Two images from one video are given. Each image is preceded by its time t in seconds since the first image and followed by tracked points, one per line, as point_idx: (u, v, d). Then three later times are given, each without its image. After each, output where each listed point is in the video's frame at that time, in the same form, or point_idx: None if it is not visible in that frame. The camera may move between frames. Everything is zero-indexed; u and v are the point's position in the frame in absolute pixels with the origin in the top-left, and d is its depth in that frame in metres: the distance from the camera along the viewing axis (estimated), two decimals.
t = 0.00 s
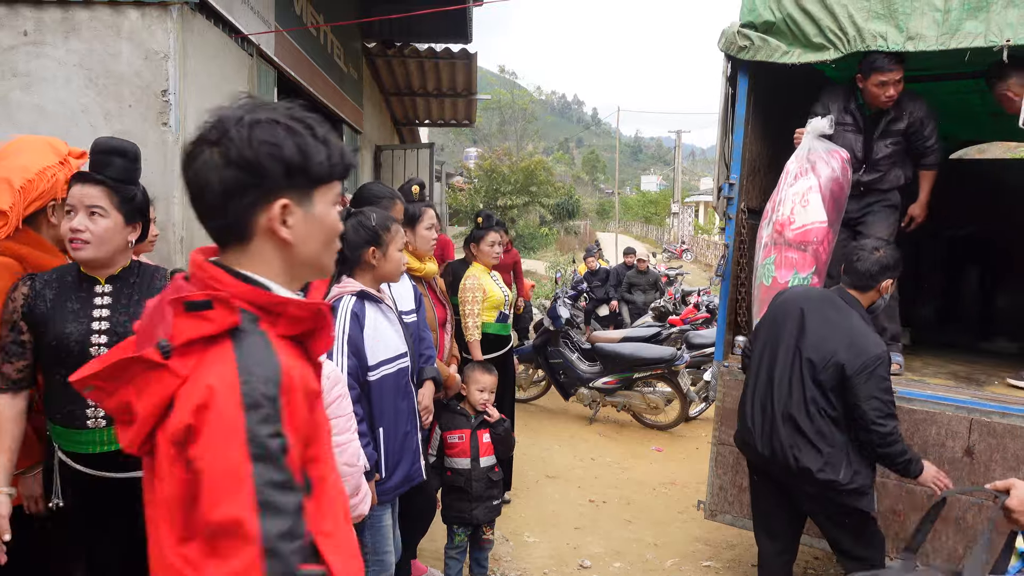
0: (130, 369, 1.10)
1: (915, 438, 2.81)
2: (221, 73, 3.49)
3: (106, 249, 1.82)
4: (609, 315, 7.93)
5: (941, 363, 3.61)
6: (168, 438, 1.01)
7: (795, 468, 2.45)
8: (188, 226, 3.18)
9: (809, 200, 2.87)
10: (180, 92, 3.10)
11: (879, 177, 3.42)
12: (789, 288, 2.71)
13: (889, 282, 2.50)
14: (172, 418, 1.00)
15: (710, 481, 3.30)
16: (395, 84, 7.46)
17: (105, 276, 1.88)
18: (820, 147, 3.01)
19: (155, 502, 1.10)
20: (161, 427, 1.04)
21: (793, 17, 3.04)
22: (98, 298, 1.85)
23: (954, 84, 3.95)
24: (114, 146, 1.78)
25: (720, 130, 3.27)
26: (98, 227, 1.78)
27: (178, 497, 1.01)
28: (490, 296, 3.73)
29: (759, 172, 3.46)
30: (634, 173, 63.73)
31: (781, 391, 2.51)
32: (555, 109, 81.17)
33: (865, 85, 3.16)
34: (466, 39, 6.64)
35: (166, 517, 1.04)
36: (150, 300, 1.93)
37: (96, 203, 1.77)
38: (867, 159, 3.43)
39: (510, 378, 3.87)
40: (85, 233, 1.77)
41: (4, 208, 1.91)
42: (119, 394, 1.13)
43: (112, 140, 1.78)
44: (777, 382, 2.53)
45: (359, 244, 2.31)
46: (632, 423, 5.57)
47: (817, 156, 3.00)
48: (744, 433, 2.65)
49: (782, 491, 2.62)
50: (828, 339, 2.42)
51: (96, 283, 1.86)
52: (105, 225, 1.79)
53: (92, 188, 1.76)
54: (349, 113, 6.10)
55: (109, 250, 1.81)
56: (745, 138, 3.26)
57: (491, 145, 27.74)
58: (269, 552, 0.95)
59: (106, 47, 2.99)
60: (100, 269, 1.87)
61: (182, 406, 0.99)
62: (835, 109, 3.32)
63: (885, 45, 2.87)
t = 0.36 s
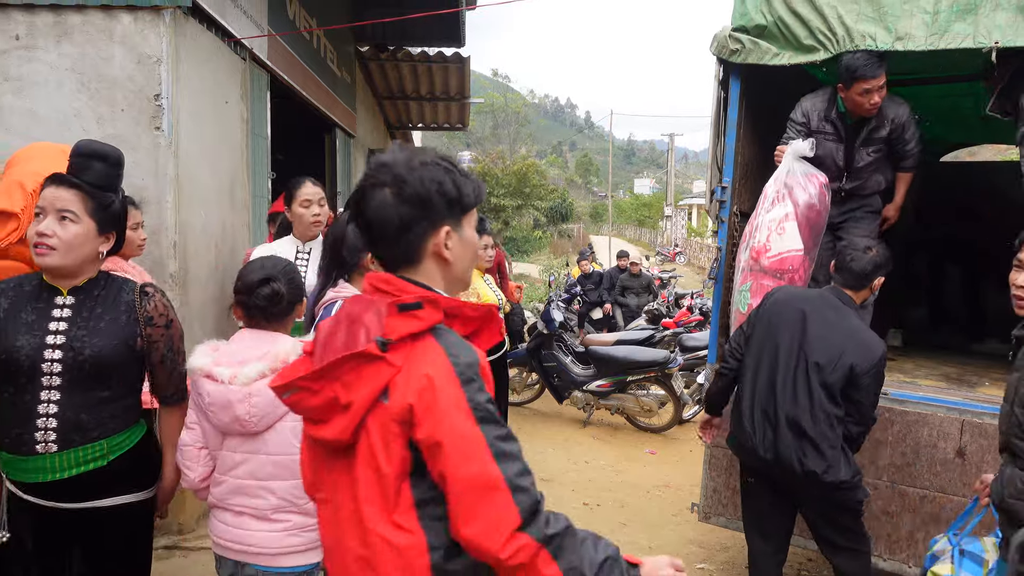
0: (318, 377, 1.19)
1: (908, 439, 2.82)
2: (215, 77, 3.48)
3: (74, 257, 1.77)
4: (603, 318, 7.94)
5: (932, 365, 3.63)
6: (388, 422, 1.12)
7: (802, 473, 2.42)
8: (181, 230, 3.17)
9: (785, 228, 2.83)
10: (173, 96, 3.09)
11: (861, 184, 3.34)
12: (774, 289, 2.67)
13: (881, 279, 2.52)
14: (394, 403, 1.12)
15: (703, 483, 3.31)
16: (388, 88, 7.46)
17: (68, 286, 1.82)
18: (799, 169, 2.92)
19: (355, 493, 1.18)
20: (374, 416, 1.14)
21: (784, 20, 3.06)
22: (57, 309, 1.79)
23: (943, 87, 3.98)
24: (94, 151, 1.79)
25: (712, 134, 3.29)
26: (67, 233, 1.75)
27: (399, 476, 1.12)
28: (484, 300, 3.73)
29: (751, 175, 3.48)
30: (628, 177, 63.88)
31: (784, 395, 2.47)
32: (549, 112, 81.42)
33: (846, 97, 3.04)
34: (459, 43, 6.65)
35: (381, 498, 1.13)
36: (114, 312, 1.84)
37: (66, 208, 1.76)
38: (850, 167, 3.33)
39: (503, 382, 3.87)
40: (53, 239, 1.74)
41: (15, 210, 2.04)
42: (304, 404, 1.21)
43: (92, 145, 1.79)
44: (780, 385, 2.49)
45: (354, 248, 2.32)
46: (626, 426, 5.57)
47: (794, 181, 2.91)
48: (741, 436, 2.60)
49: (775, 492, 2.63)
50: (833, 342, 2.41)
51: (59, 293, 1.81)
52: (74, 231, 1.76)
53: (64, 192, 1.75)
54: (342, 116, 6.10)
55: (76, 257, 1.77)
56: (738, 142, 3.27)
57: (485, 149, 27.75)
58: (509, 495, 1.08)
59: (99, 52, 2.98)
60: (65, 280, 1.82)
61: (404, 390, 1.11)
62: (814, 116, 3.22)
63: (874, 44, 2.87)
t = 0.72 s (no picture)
0: (497, 365, 1.47)
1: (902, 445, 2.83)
2: (210, 82, 3.47)
3: (45, 258, 1.68)
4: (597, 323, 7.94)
5: (926, 371, 3.65)
6: (559, 401, 1.45)
7: (831, 477, 2.41)
8: (176, 235, 3.15)
9: (784, 245, 2.80)
10: (168, 101, 3.08)
11: (858, 190, 3.27)
12: (783, 296, 2.63)
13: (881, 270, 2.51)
14: (567, 387, 1.44)
15: (698, 488, 3.31)
16: (383, 93, 7.46)
17: (38, 287, 1.72)
18: (792, 181, 2.92)
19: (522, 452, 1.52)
20: (545, 395, 1.46)
21: (778, 27, 3.08)
22: (25, 311, 1.69)
23: (936, 94, 4.01)
24: (63, 143, 1.68)
25: (706, 141, 3.31)
26: (37, 233, 1.66)
27: (566, 439, 1.46)
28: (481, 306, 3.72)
29: (745, 181, 3.50)
30: (622, 181, 64.02)
31: (814, 399, 2.43)
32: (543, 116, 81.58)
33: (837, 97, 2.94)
34: (454, 48, 6.65)
35: (550, 456, 1.47)
36: (87, 314, 1.74)
37: (34, 207, 1.65)
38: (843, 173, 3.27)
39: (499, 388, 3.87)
40: (21, 240, 1.64)
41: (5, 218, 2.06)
42: (481, 386, 1.50)
43: (60, 136, 1.69)
44: (811, 390, 2.45)
45: (346, 254, 2.31)
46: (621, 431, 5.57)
47: (789, 194, 2.90)
48: (767, 448, 2.54)
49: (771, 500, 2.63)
50: (858, 343, 2.39)
51: (27, 295, 1.70)
52: (44, 231, 1.66)
53: (32, 189, 1.64)
54: (336, 122, 6.09)
55: (47, 258, 1.68)
56: (732, 148, 3.28)
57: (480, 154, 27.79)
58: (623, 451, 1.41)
59: (94, 57, 2.97)
60: (35, 281, 1.72)
61: (576, 377, 1.44)
62: (807, 122, 3.20)
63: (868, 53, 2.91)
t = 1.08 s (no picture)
0: (598, 382, 1.82)
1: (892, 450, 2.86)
2: (202, 87, 3.45)
3: (26, 260, 1.65)
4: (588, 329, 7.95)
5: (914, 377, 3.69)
6: (653, 408, 1.82)
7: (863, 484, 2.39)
8: (166, 240, 3.12)
9: (791, 257, 2.82)
10: (160, 106, 3.05)
11: (852, 195, 3.28)
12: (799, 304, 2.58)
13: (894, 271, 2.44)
14: (659, 396, 1.82)
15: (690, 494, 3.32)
16: (374, 98, 7.44)
17: (19, 289, 1.69)
18: (791, 189, 2.93)
19: (618, 450, 1.89)
20: (640, 404, 1.83)
21: (769, 37, 3.11)
22: (6, 313, 1.65)
23: (925, 104, 4.06)
24: (38, 142, 1.64)
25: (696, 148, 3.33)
26: (16, 236, 1.63)
27: (658, 438, 1.84)
28: (472, 311, 3.72)
29: (735, 188, 3.52)
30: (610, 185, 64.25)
31: (843, 407, 2.40)
32: (530, 121, 81.73)
33: (835, 95, 2.84)
34: (445, 54, 6.65)
35: (644, 452, 1.86)
36: (69, 317, 1.72)
37: (13, 210, 1.62)
38: (836, 177, 3.29)
39: (491, 394, 3.87)
40: (1, 243, 1.61)
41: None
42: (583, 398, 1.85)
43: (35, 135, 1.64)
44: (839, 397, 2.41)
45: (340, 261, 2.30)
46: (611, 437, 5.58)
47: (793, 204, 2.91)
48: (799, 459, 2.50)
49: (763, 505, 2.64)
50: (883, 346, 2.37)
51: (8, 297, 1.67)
52: (23, 234, 1.63)
53: (10, 191, 1.61)
54: (328, 127, 6.06)
55: (27, 260, 1.65)
56: (723, 155, 3.30)
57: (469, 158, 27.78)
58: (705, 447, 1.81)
59: (85, 61, 2.94)
60: (15, 283, 1.68)
61: (667, 388, 1.82)
62: (801, 125, 3.24)
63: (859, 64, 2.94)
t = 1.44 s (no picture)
0: (595, 396, 1.94)
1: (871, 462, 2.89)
2: (185, 100, 3.43)
3: (6, 278, 1.62)
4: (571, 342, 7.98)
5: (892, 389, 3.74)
6: (643, 419, 1.92)
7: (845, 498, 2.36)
8: (148, 255, 3.09)
9: (791, 271, 2.81)
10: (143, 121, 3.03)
11: (835, 209, 3.33)
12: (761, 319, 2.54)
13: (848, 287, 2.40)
14: (647, 408, 1.91)
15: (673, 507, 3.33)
16: (357, 112, 7.45)
17: None
18: (786, 206, 2.94)
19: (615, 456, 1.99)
20: (632, 415, 1.93)
21: (748, 54, 3.16)
22: None
23: (899, 121, 4.14)
24: (20, 157, 1.62)
25: (678, 163, 3.37)
26: None
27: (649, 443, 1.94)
28: (455, 326, 3.72)
29: (715, 203, 3.56)
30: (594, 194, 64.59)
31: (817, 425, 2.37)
32: (514, 130, 82.01)
33: (817, 102, 2.86)
34: (428, 69, 6.68)
35: (637, 458, 1.95)
36: (51, 334, 1.69)
37: None
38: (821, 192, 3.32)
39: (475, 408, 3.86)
40: None
41: None
42: (583, 411, 1.98)
43: (19, 150, 1.62)
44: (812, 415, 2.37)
45: (327, 277, 2.30)
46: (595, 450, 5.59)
47: (788, 219, 2.92)
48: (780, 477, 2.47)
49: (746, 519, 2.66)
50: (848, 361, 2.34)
51: None
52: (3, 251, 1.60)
53: None
54: (311, 141, 6.06)
55: (8, 276, 1.62)
56: (704, 171, 3.34)
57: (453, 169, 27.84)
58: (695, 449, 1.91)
59: (67, 76, 2.92)
60: None
61: (653, 401, 1.91)
62: (787, 139, 3.26)
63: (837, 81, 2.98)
